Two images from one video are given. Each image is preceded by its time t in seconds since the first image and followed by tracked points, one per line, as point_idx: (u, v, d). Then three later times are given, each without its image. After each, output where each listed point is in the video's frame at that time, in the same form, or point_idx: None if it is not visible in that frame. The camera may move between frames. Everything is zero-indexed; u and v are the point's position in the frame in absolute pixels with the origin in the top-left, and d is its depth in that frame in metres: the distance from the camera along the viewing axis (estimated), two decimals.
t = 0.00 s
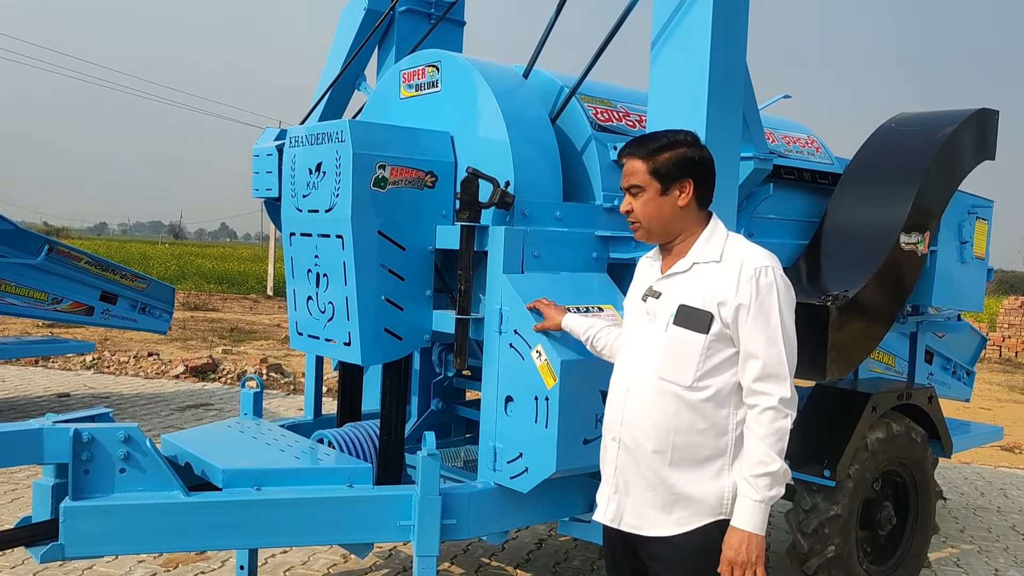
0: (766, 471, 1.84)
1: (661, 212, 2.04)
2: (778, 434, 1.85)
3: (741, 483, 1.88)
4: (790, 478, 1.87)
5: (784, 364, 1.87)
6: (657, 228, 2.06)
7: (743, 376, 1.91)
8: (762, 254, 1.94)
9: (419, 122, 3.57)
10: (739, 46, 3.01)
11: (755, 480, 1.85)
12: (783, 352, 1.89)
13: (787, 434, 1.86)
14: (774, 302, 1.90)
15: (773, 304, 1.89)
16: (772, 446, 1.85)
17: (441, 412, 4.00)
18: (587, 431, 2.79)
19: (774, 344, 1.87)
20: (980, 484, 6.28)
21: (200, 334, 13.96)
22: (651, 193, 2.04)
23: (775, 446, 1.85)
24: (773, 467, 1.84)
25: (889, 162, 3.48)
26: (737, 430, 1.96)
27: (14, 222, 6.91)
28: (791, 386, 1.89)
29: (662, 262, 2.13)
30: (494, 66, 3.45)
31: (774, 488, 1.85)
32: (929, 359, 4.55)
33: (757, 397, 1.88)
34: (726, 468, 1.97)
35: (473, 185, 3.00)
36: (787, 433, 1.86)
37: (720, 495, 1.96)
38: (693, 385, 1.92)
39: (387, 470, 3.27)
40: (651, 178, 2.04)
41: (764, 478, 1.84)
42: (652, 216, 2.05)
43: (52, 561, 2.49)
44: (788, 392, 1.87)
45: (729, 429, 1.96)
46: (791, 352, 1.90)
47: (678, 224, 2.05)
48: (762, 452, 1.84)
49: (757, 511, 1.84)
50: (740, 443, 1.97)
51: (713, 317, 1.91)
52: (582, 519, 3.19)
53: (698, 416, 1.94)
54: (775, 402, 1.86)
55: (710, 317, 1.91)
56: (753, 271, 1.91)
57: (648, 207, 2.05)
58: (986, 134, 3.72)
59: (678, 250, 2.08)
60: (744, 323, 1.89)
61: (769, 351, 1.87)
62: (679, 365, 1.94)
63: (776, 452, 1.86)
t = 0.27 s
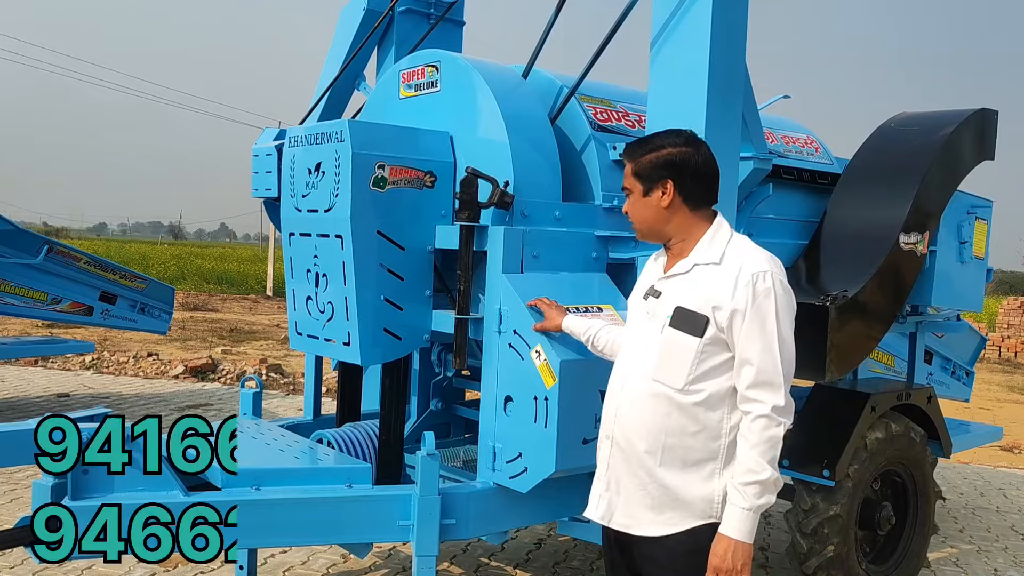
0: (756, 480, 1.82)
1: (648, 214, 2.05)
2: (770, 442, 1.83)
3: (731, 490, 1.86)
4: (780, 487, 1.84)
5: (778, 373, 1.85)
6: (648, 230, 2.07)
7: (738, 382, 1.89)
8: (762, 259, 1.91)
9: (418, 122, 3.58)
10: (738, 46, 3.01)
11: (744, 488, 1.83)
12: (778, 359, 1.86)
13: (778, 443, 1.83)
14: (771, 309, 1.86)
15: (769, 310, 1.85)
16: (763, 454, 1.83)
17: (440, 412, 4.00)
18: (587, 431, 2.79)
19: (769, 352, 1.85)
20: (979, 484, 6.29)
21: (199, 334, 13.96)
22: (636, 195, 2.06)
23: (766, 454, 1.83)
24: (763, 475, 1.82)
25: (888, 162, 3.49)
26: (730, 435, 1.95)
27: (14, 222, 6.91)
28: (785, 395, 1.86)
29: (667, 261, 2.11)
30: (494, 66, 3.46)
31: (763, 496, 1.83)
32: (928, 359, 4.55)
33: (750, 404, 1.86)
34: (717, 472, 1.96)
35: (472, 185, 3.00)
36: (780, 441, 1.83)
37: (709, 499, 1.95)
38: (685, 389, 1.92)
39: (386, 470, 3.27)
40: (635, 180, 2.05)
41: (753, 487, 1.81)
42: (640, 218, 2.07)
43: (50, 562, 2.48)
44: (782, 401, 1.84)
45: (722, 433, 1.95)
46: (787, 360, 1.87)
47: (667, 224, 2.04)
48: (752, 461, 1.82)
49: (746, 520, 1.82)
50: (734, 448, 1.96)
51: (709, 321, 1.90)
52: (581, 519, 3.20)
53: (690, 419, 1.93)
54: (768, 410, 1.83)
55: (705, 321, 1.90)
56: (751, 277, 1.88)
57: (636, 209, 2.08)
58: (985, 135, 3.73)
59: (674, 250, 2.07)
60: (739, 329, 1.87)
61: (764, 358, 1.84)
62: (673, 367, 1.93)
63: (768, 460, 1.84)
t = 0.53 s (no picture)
0: (747, 482, 1.82)
1: (651, 212, 2.06)
2: (762, 445, 1.82)
3: (723, 492, 1.86)
4: (772, 490, 1.84)
5: (772, 376, 1.84)
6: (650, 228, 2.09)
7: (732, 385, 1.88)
8: (759, 262, 1.89)
9: (417, 122, 3.58)
10: (737, 45, 3.01)
11: (736, 491, 1.82)
12: (772, 363, 1.85)
13: (771, 446, 1.82)
14: (766, 313, 1.85)
15: (763, 314, 1.84)
16: (756, 457, 1.82)
17: (440, 412, 4.00)
18: (587, 431, 2.78)
19: (763, 355, 1.84)
20: (978, 484, 6.29)
21: (199, 334, 13.96)
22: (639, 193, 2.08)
23: (759, 457, 1.82)
24: (754, 478, 1.82)
25: (888, 162, 3.49)
26: (727, 437, 1.94)
27: (14, 222, 6.91)
28: (780, 398, 1.85)
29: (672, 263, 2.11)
30: (493, 66, 3.46)
31: (755, 499, 1.82)
32: (927, 359, 4.55)
33: (743, 407, 1.85)
34: (714, 473, 1.95)
35: (472, 185, 3.00)
36: (772, 444, 1.82)
37: (706, 500, 1.95)
38: (680, 390, 1.92)
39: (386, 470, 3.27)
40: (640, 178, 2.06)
41: (744, 490, 1.81)
42: (643, 216, 2.09)
43: (50, 561, 2.50)
44: (775, 405, 1.83)
45: (718, 435, 1.94)
46: (782, 364, 1.85)
47: (668, 224, 2.05)
48: (744, 463, 1.81)
49: (737, 522, 1.82)
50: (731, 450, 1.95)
51: (704, 324, 1.89)
52: (581, 519, 3.20)
53: (685, 421, 1.93)
54: (760, 413, 1.82)
55: (700, 324, 1.89)
56: (746, 280, 1.86)
57: (640, 207, 2.09)
58: (984, 135, 3.73)
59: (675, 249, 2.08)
60: (733, 332, 1.86)
61: (757, 362, 1.83)
62: (669, 369, 1.93)
63: (759, 463, 1.83)
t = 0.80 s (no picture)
0: (749, 480, 1.83)
1: (668, 212, 2.04)
2: (765, 444, 1.83)
3: (725, 488, 1.87)
4: (772, 488, 1.85)
5: (778, 377, 1.85)
6: (665, 227, 2.06)
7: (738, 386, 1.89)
8: (766, 265, 1.90)
9: (416, 122, 3.58)
10: (736, 45, 3.01)
11: (737, 487, 1.84)
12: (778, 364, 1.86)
13: (774, 445, 1.83)
14: (773, 315, 1.85)
15: (770, 316, 1.85)
16: (758, 455, 1.83)
17: (439, 411, 4.00)
18: (586, 431, 2.78)
19: (769, 356, 1.84)
20: (977, 484, 6.30)
21: (198, 334, 13.96)
22: (654, 193, 2.05)
23: (761, 456, 1.83)
24: (756, 475, 1.83)
25: (887, 162, 3.49)
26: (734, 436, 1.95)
27: (14, 222, 6.91)
28: (785, 399, 1.86)
29: (678, 264, 2.11)
30: (493, 66, 3.46)
31: (755, 496, 1.84)
32: (926, 359, 4.55)
33: (747, 407, 1.85)
34: (721, 472, 1.96)
35: (471, 185, 3.01)
36: (775, 443, 1.83)
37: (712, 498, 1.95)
38: (689, 393, 1.93)
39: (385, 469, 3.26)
40: (655, 177, 2.04)
41: (746, 486, 1.83)
42: (658, 215, 2.06)
43: (48, 561, 2.50)
44: (780, 405, 1.84)
45: (725, 435, 1.94)
46: (788, 365, 1.86)
47: (685, 224, 2.04)
48: (746, 461, 1.83)
49: (737, 517, 1.83)
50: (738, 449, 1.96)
51: (712, 326, 1.89)
52: (580, 519, 3.21)
53: (694, 421, 1.94)
54: (765, 413, 1.83)
55: (709, 326, 1.89)
56: (753, 283, 1.87)
57: (653, 206, 2.06)
58: (983, 135, 3.73)
59: (688, 250, 2.07)
60: (741, 334, 1.86)
61: (763, 363, 1.84)
62: (678, 371, 1.93)
63: (762, 461, 1.84)
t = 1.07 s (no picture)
0: (775, 474, 1.85)
1: (704, 210, 2.03)
2: (788, 438, 1.86)
3: (750, 483, 1.89)
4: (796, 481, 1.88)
5: (797, 372, 1.88)
6: (698, 226, 2.04)
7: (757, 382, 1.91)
8: (782, 263, 1.94)
9: (415, 122, 3.59)
10: (735, 46, 3.01)
11: (764, 482, 1.86)
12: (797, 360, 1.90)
13: (796, 439, 1.86)
14: (792, 312, 1.89)
15: (790, 313, 1.88)
16: (783, 449, 1.86)
17: (438, 411, 4.00)
18: (584, 431, 2.78)
19: (789, 352, 1.88)
20: (975, 484, 6.31)
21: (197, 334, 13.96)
22: (692, 189, 2.02)
23: (785, 449, 1.86)
24: (782, 469, 1.85)
25: (885, 163, 3.49)
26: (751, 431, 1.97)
27: (12, 222, 6.91)
28: (804, 393, 1.90)
29: (685, 265, 2.14)
30: (492, 66, 3.46)
31: (781, 489, 1.86)
32: (925, 359, 4.56)
33: (769, 402, 1.88)
34: (738, 468, 1.98)
35: (470, 185, 3.00)
36: (798, 437, 1.87)
37: (731, 495, 1.96)
38: (710, 387, 1.93)
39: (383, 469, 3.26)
40: (692, 172, 2.02)
41: (773, 480, 1.84)
42: (693, 213, 2.03)
43: (47, 561, 2.50)
44: (801, 399, 1.88)
45: (742, 431, 1.96)
46: (806, 361, 1.91)
47: (716, 222, 2.05)
48: (772, 455, 1.85)
49: (764, 512, 1.85)
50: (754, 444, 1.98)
51: (733, 323, 1.92)
52: (579, 518, 3.21)
53: (713, 418, 1.95)
54: (787, 407, 1.86)
55: (730, 323, 1.91)
56: (773, 280, 1.91)
57: (689, 204, 2.03)
58: (982, 135, 3.74)
59: (713, 249, 2.07)
60: (762, 330, 1.89)
61: (785, 358, 1.87)
62: (698, 367, 1.94)
63: (786, 455, 1.87)
